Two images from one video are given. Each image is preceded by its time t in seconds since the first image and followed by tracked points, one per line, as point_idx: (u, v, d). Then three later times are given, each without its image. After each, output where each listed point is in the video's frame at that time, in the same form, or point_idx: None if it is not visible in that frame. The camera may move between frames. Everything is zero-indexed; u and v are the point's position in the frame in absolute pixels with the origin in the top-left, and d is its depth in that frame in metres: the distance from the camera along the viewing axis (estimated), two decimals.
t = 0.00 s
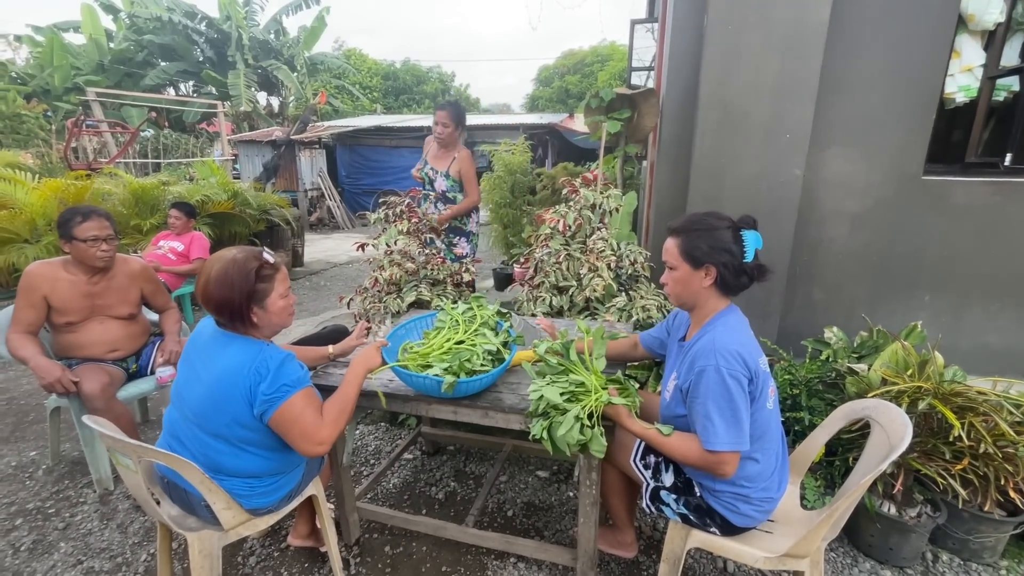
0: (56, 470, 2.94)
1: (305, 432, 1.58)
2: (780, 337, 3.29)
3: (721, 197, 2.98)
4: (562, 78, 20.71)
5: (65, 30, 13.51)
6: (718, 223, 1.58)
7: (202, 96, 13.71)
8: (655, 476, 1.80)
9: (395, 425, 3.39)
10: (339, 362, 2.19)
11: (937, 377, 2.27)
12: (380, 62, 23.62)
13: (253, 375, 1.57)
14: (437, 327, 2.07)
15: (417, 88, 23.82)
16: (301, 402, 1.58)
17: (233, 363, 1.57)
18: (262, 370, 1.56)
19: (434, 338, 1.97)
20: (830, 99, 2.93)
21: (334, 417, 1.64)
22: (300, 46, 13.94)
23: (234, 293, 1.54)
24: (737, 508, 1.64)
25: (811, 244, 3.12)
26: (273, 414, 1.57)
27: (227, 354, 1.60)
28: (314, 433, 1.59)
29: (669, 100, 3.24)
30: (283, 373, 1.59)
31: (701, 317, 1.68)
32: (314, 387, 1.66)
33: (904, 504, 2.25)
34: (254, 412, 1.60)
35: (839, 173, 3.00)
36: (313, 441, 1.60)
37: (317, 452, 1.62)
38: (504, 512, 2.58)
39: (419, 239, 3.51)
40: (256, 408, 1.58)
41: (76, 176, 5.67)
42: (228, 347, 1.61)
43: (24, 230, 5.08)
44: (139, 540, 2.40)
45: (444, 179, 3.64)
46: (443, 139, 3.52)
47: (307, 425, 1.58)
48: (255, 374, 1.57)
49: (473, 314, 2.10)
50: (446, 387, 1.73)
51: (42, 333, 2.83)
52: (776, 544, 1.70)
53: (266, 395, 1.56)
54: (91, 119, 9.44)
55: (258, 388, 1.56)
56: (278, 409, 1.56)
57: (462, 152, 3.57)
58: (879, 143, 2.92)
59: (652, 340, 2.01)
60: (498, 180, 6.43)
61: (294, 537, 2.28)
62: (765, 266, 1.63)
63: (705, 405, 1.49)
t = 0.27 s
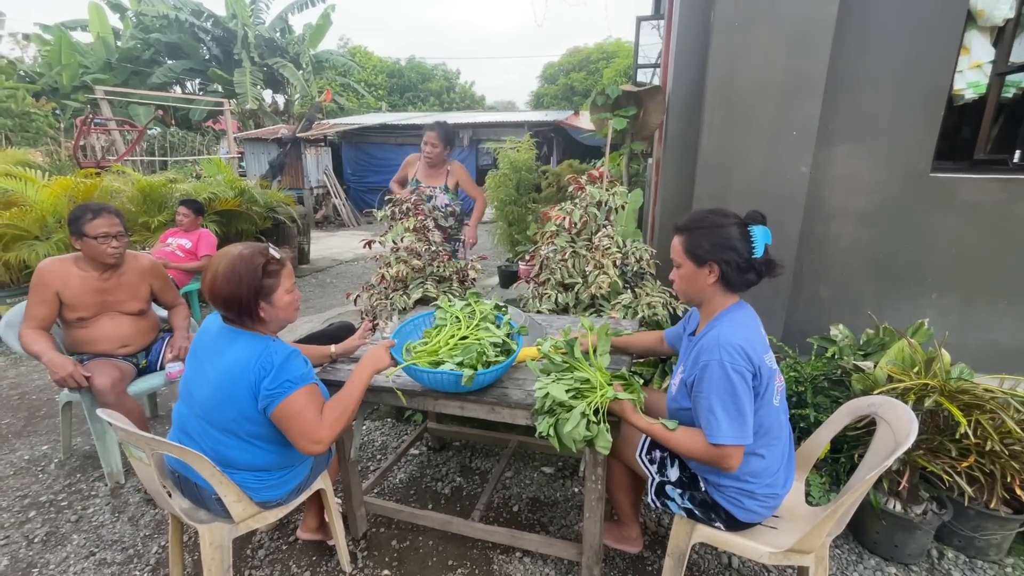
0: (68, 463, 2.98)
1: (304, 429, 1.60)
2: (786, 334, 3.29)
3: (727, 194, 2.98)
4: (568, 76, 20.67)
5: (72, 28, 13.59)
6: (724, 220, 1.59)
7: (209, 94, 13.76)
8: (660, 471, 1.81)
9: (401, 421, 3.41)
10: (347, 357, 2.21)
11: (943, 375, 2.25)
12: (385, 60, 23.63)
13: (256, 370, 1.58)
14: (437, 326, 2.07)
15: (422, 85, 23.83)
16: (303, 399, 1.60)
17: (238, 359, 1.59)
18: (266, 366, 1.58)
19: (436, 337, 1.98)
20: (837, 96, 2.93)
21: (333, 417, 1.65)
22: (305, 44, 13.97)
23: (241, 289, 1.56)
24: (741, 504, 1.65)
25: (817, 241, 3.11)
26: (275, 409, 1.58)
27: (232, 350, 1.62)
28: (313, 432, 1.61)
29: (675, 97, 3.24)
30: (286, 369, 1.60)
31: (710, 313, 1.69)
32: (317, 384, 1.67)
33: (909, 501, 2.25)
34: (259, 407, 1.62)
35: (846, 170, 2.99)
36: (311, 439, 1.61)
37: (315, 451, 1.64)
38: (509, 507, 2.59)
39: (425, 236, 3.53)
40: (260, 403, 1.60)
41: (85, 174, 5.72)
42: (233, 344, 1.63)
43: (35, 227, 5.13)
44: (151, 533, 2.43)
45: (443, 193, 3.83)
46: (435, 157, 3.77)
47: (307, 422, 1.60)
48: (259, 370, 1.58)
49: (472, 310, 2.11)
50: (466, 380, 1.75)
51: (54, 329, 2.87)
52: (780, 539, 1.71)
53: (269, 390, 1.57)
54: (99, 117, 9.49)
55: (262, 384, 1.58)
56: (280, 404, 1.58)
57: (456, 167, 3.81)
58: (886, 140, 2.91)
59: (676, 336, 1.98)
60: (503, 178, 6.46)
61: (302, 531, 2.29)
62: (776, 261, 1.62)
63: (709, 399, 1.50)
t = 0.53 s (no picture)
0: (81, 456, 3.02)
1: (303, 423, 1.60)
2: (793, 331, 3.28)
3: (735, 190, 2.97)
4: (574, 72, 20.61)
5: (82, 26, 13.67)
6: (742, 214, 1.59)
7: (217, 92, 13.83)
8: (668, 467, 1.83)
9: (408, 417, 3.43)
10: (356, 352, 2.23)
11: (953, 372, 2.24)
12: (392, 57, 23.65)
13: (259, 363, 1.60)
14: (437, 324, 2.07)
15: (428, 82, 23.83)
16: (304, 391, 1.60)
17: (242, 352, 1.61)
18: (270, 359, 1.60)
19: (440, 334, 1.98)
20: (847, 92, 2.90)
21: (334, 413, 1.65)
22: (313, 41, 14.00)
23: (245, 283, 1.57)
24: (749, 499, 1.65)
25: (825, 238, 3.10)
26: (277, 402, 1.60)
27: (236, 344, 1.64)
28: (312, 425, 1.61)
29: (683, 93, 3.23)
30: (287, 362, 1.61)
31: (721, 308, 1.69)
32: (320, 376, 1.68)
33: (917, 500, 2.24)
34: (263, 400, 1.64)
35: (855, 167, 2.97)
36: (309, 434, 1.62)
37: (315, 445, 1.65)
38: (515, 503, 2.61)
39: (432, 232, 3.55)
40: (263, 395, 1.61)
41: (95, 171, 5.77)
42: (238, 337, 1.65)
43: (47, 224, 5.19)
44: (162, 525, 2.46)
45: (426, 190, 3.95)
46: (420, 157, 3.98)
47: (306, 416, 1.60)
48: (262, 363, 1.60)
49: (471, 306, 2.11)
50: (479, 372, 1.77)
51: (67, 324, 2.90)
52: (787, 536, 1.71)
53: (271, 382, 1.59)
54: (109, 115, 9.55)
55: (264, 377, 1.59)
56: (282, 396, 1.59)
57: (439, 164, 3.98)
58: (896, 136, 2.89)
59: (681, 331, 2.00)
60: (510, 175, 6.46)
61: (311, 524, 2.32)
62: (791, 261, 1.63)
63: (722, 388, 1.50)
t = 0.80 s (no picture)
0: (90, 450, 3.06)
1: (310, 410, 1.62)
2: (799, 329, 3.27)
3: (741, 187, 2.96)
4: (580, 69, 20.56)
5: (90, 25, 13.76)
6: (745, 208, 1.61)
7: (224, 90, 13.89)
8: (672, 465, 1.84)
9: (412, 413, 3.45)
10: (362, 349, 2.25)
11: (960, 371, 2.23)
12: (397, 54, 23.67)
13: (261, 356, 1.61)
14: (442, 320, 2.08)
15: (434, 80, 23.83)
16: (307, 380, 1.62)
17: (244, 345, 1.63)
18: (271, 351, 1.61)
19: (445, 330, 1.99)
20: (854, 88, 2.89)
21: (336, 398, 1.64)
22: (319, 39, 14.03)
23: (247, 278, 1.59)
24: (755, 495, 1.65)
25: (832, 236, 3.08)
26: (282, 392, 1.62)
27: (239, 338, 1.66)
28: (318, 410, 1.62)
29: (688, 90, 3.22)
30: (288, 353, 1.63)
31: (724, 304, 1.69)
32: (322, 366, 1.69)
33: (923, 498, 2.23)
34: (266, 393, 1.65)
35: (862, 164, 2.96)
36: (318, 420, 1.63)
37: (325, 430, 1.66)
38: (519, 499, 2.62)
39: (437, 229, 3.55)
40: (266, 387, 1.63)
41: (104, 169, 5.82)
42: (240, 331, 1.67)
43: (57, 221, 5.24)
44: (170, 518, 2.49)
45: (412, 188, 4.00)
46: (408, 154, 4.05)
47: (312, 404, 1.62)
48: (264, 355, 1.62)
49: (477, 304, 2.12)
50: (485, 365, 1.78)
51: (76, 320, 2.94)
52: (790, 534, 1.71)
53: (273, 374, 1.61)
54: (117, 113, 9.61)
55: (266, 369, 1.61)
56: (285, 387, 1.61)
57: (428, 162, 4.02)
58: (904, 133, 2.87)
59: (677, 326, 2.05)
60: (515, 172, 6.46)
61: (317, 519, 2.33)
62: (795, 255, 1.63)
63: (726, 375, 1.50)
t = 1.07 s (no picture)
0: (97, 445, 3.09)
1: (322, 399, 1.63)
2: (802, 328, 3.26)
3: (744, 185, 2.95)
4: (585, 67, 20.51)
5: (98, 23, 13.84)
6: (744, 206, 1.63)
7: (230, 88, 13.94)
8: (672, 463, 1.84)
9: (415, 410, 3.47)
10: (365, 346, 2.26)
11: (965, 370, 2.21)
12: (402, 52, 23.69)
13: (266, 350, 1.63)
14: (446, 317, 2.09)
15: (439, 78, 23.84)
16: (313, 372, 1.63)
17: (249, 340, 1.65)
18: (274, 345, 1.63)
19: (448, 326, 2.00)
20: (859, 86, 2.88)
21: (347, 388, 1.66)
22: (324, 37, 14.07)
23: (250, 275, 1.60)
24: (755, 493, 1.65)
25: (836, 234, 3.07)
26: (288, 386, 1.63)
27: (242, 333, 1.67)
28: (327, 398, 1.63)
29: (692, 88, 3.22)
30: (291, 347, 1.64)
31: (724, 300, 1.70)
32: (325, 358, 1.70)
33: (926, 498, 2.23)
34: (270, 387, 1.67)
35: (867, 162, 2.95)
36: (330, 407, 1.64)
37: (335, 418, 1.68)
38: (521, 496, 2.63)
39: (440, 227, 3.57)
40: (271, 382, 1.65)
41: (111, 167, 5.86)
42: (243, 327, 1.68)
43: (65, 218, 5.29)
44: (175, 513, 2.52)
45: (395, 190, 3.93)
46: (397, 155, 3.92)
47: (321, 393, 1.63)
48: (267, 350, 1.63)
49: (482, 301, 2.12)
50: (486, 363, 1.79)
51: (84, 316, 2.97)
52: (790, 532, 1.72)
53: (277, 368, 1.62)
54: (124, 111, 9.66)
55: (271, 363, 1.62)
56: (292, 380, 1.62)
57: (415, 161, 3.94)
58: (909, 131, 2.86)
59: (681, 329, 2.06)
60: (519, 171, 6.47)
61: (321, 514, 2.37)
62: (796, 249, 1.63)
63: (702, 349, 1.56)
